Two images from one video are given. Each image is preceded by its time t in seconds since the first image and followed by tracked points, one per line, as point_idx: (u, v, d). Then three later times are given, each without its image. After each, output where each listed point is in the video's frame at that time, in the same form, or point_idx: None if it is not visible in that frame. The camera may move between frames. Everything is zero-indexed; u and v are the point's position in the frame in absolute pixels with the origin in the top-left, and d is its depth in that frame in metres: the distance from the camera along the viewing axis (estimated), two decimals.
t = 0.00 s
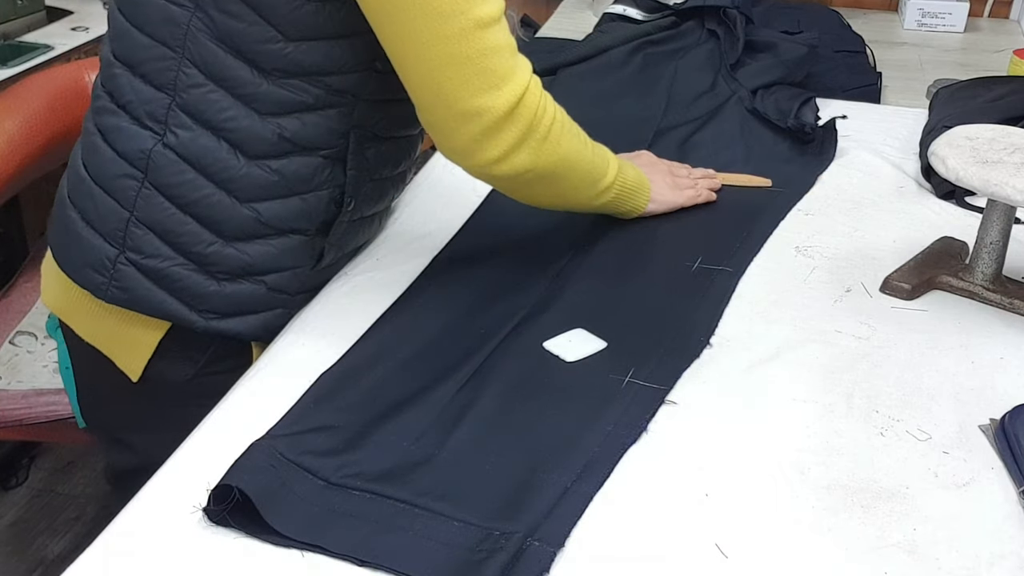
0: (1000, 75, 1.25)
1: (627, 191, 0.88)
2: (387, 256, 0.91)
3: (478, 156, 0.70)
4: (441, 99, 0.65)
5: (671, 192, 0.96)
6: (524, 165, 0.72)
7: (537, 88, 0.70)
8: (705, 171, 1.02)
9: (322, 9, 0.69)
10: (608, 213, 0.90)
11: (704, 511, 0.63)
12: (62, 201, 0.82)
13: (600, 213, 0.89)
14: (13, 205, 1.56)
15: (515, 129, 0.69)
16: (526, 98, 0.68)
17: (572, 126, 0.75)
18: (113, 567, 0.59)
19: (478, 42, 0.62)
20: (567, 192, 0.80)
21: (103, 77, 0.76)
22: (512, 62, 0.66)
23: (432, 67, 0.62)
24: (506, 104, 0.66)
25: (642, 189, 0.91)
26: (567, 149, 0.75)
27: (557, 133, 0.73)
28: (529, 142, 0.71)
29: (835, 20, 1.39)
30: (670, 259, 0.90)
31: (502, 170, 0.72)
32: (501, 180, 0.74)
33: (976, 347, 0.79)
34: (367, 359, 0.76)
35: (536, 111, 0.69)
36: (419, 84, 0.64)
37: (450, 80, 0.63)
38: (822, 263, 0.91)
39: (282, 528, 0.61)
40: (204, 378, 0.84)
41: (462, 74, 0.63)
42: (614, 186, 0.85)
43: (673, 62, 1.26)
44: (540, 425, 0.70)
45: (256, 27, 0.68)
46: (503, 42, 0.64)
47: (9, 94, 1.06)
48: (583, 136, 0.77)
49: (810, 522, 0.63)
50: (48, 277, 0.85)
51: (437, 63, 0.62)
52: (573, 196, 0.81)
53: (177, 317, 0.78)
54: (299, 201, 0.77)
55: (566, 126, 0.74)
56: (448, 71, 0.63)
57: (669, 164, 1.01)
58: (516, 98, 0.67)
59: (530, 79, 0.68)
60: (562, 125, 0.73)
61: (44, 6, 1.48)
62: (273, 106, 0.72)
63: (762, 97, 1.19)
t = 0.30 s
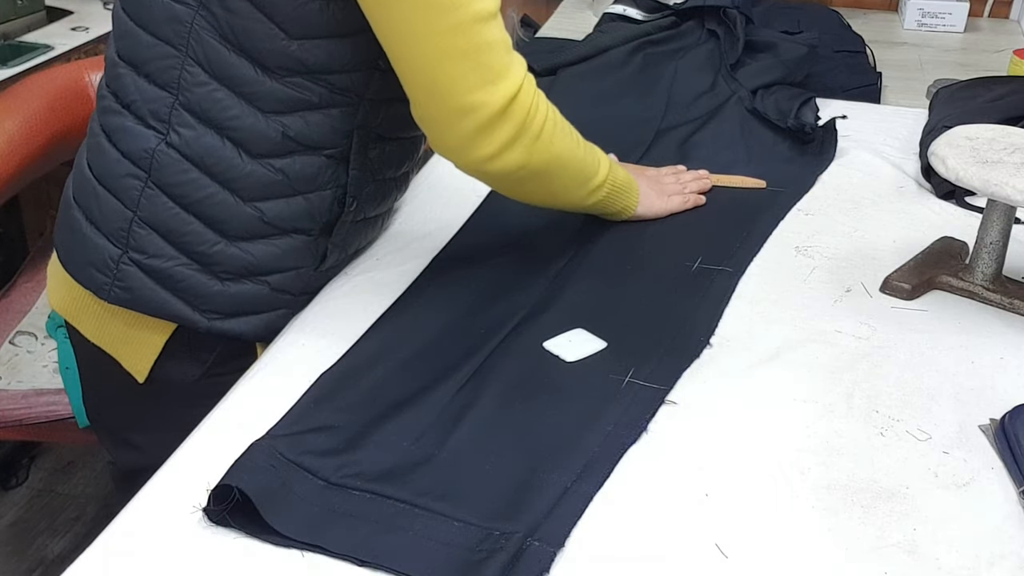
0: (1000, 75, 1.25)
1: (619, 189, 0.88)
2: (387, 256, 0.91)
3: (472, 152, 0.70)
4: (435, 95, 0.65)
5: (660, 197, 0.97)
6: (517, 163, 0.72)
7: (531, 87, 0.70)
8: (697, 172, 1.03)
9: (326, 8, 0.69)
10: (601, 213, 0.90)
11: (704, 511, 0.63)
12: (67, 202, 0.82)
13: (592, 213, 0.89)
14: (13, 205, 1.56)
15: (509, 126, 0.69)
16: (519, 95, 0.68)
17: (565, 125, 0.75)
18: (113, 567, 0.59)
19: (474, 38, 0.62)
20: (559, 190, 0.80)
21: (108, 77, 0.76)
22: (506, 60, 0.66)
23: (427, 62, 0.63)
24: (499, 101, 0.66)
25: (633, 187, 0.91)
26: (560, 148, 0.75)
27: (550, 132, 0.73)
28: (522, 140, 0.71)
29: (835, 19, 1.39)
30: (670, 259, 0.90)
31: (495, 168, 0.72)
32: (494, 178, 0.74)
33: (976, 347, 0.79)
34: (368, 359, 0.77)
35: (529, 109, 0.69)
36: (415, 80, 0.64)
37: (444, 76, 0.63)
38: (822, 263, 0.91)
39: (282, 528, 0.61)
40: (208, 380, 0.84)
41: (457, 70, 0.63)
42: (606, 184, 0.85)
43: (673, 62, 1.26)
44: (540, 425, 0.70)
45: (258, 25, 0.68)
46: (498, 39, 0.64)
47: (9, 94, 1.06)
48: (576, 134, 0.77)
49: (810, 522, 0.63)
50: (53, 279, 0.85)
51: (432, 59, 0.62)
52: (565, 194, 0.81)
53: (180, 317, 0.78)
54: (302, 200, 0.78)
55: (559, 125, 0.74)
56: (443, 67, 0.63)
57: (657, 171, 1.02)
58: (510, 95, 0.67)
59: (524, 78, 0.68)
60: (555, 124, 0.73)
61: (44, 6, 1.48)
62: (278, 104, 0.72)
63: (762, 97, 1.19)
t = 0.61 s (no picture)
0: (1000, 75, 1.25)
1: (619, 184, 0.88)
2: (387, 256, 0.91)
3: (472, 143, 0.70)
4: (435, 85, 0.65)
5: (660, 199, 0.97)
6: (518, 154, 0.72)
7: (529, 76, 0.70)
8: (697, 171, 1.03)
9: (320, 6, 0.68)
10: (602, 210, 0.90)
11: (704, 511, 0.63)
12: (65, 206, 0.82)
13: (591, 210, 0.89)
14: (13, 204, 1.56)
15: (508, 116, 0.69)
16: (518, 85, 0.68)
17: (564, 116, 0.75)
18: (112, 567, 0.59)
19: (472, 27, 0.63)
20: (559, 184, 0.80)
21: (101, 81, 0.76)
22: (504, 49, 0.66)
23: (427, 53, 0.63)
24: (499, 90, 0.67)
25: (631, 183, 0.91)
26: (560, 138, 0.75)
27: (549, 122, 0.73)
28: (523, 130, 0.71)
29: (835, 20, 1.39)
30: (670, 259, 0.90)
31: (496, 158, 0.72)
32: (494, 169, 0.74)
33: (977, 346, 0.79)
34: (368, 359, 0.76)
35: (528, 97, 0.69)
36: (414, 72, 0.64)
37: (444, 66, 0.63)
38: (821, 263, 0.91)
39: (282, 528, 0.61)
40: (209, 381, 0.84)
41: (457, 60, 0.63)
42: (606, 179, 0.85)
43: (673, 62, 1.26)
44: (540, 425, 0.70)
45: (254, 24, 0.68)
46: (495, 27, 0.64)
47: (9, 94, 1.06)
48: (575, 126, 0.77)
49: (810, 522, 0.63)
50: (52, 284, 0.85)
51: (432, 50, 0.62)
52: (565, 189, 0.81)
53: (180, 320, 0.78)
54: (300, 200, 0.78)
55: (558, 115, 0.74)
56: (442, 57, 0.63)
57: (656, 173, 1.02)
58: (509, 84, 0.67)
59: (522, 67, 0.68)
60: (554, 114, 0.73)
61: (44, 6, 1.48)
62: (275, 104, 0.72)
63: (763, 97, 1.19)
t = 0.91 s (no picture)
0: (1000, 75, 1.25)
1: (619, 182, 0.88)
2: (387, 255, 0.91)
3: (471, 133, 0.70)
4: (433, 75, 0.65)
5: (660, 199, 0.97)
6: (517, 143, 0.72)
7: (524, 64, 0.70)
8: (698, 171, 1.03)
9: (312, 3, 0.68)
10: (603, 207, 0.90)
11: (704, 511, 0.63)
12: (60, 211, 0.82)
13: (590, 208, 0.89)
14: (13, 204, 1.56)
15: (506, 104, 0.69)
16: (514, 73, 0.68)
17: (561, 105, 0.76)
18: (111, 566, 0.59)
19: (466, 13, 0.63)
20: (559, 177, 0.80)
21: (94, 83, 0.76)
22: (499, 38, 0.66)
23: (423, 43, 0.63)
24: (495, 76, 0.67)
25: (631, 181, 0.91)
26: (559, 128, 0.75)
27: (547, 111, 0.73)
28: (521, 118, 0.71)
29: (834, 19, 1.39)
30: (670, 259, 0.90)
31: (496, 149, 0.72)
32: (494, 161, 0.74)
33: (977, 347, 0.79)
34: (368, 359, 0.76)
35: (525, 84, 0.70)
36: (411, 63, 0.64)
37: (440, 54, 0.64)
38: (822, 263, 0.91)
39: (282, 528, 0.61)
40: (210, 382, 0.84)
41: (453, 48, 0.63)
42: (606, 175, 0.85)
43: (673, 62, 1.26)
44: (539, 425, 0.70)
45: (249, 22, 0.68)
46: (489, 14, 0.65)
47: (9, 94, 1.07)
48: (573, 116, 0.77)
49: (811, 523, 0.63)
50: (49, 290, 0.85)
51: (428, 39, 0.63)
52: (566, 182, 0.81)
53: (179, 321, 0.78)
54: (296, 196, 0.78)
55: (555, 103, 0.74)
56: (439, 45, 0.63)
57: (656, 173, 1.02)
58: (505, 72, 0.67)
59: (517, 54, 0.69)
60: (551, 102, 0.73)
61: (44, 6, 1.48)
62: (273, 102, 0.72)
63: (763, 97, 1.19)
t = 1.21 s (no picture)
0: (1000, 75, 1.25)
1: (620, 183, 0.88)
2: (387, 255, 0.91)
3: (469, 129, 0.70)
4: (430, 71, 0.65)
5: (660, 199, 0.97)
6: (516, 139, 0.72)
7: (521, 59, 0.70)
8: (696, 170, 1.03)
9: None
10: (604, 210, 0.90)
11: (704, 511, 0.63)
12: (56, 210, 0.82)
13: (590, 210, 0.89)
14: (13, 204, 1.56)
15: (503, 100, 0.69)
16: (511, 69, 0.68)
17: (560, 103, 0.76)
18: (111, 566, 0.59)
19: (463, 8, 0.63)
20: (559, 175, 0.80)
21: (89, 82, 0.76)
22: (496, 33, 0.66)
23: (420, 39, 0.63)
24: (492, 71, 0.67)
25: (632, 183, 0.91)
26: (557, 124, 0.75)
27: (545, 108, 0.73)
28: (519, 114, 0.71)
29: (834, 19, 1.39)
30: (670, 260, 0.90)
31: (495, 145, 0.72)
32: (495, 158, 0.74)
33: (977, 347, 0.79)
34: (368, 359, 0.76)
35: (523, 79, 0.70)
36: (409, 60, 0.64)
37: (438, 49, 0.64)
38: (822, 263, 0.91)
39: (282, 528, 0.61)
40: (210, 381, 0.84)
41: (450, 43, 0.64)
42: (606, 176, 0.85)
43: (673, 62, 1.26)
44: (539, 425, 0.70)
45: (245, 18, 0.68)
46: (485, 8, 0.65)
47: (9, 94, 1.07)
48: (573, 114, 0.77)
49: (812, 523, 0.63)
50: (45, 290, 0.85)
51: (425, 34, 0.63)
52: (567, 181, 0.81)
53: (178, 318, 0.78)
54: (292, 192, 0.78)
55: (554, 100, 0.74)
56: (436, 41, 0.63)
57: (656, 172, 1.02)
58: (503, 67, 0.67)
59: (515, 49, 0.69)
60: (549, 98, 0.73)
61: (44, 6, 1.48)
62: (270, 98, 0.72)
63: (763, 97, 1.19)
